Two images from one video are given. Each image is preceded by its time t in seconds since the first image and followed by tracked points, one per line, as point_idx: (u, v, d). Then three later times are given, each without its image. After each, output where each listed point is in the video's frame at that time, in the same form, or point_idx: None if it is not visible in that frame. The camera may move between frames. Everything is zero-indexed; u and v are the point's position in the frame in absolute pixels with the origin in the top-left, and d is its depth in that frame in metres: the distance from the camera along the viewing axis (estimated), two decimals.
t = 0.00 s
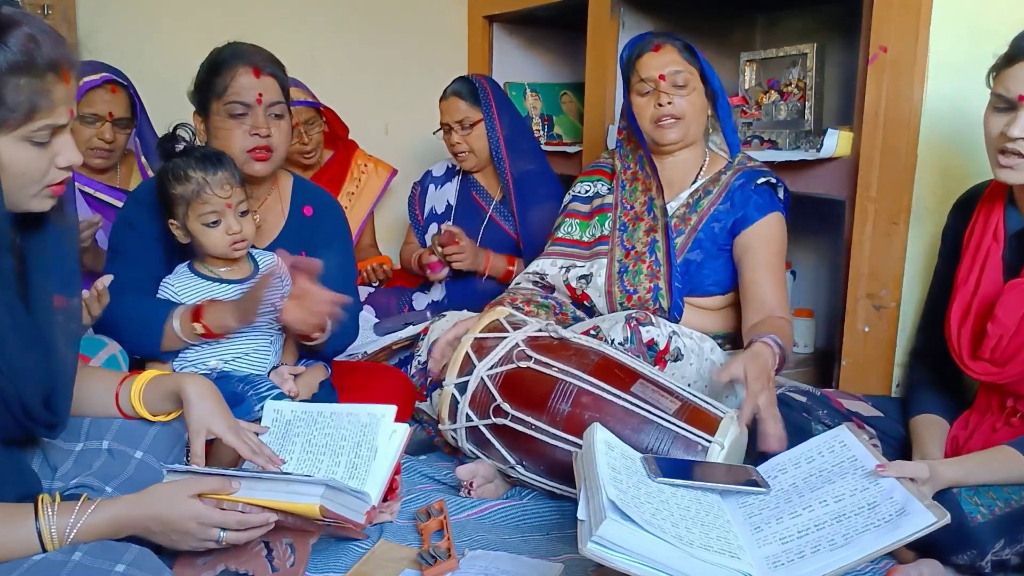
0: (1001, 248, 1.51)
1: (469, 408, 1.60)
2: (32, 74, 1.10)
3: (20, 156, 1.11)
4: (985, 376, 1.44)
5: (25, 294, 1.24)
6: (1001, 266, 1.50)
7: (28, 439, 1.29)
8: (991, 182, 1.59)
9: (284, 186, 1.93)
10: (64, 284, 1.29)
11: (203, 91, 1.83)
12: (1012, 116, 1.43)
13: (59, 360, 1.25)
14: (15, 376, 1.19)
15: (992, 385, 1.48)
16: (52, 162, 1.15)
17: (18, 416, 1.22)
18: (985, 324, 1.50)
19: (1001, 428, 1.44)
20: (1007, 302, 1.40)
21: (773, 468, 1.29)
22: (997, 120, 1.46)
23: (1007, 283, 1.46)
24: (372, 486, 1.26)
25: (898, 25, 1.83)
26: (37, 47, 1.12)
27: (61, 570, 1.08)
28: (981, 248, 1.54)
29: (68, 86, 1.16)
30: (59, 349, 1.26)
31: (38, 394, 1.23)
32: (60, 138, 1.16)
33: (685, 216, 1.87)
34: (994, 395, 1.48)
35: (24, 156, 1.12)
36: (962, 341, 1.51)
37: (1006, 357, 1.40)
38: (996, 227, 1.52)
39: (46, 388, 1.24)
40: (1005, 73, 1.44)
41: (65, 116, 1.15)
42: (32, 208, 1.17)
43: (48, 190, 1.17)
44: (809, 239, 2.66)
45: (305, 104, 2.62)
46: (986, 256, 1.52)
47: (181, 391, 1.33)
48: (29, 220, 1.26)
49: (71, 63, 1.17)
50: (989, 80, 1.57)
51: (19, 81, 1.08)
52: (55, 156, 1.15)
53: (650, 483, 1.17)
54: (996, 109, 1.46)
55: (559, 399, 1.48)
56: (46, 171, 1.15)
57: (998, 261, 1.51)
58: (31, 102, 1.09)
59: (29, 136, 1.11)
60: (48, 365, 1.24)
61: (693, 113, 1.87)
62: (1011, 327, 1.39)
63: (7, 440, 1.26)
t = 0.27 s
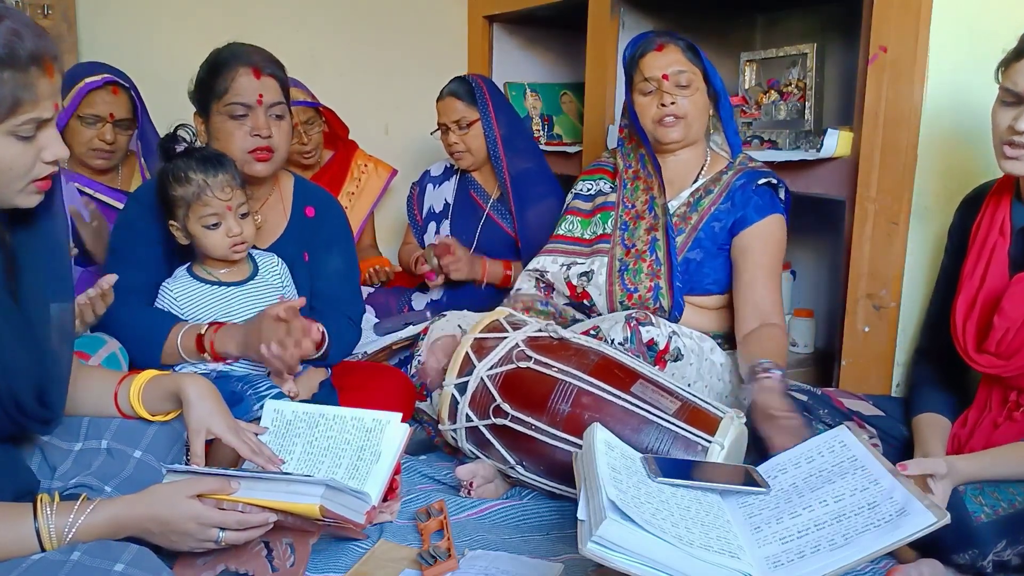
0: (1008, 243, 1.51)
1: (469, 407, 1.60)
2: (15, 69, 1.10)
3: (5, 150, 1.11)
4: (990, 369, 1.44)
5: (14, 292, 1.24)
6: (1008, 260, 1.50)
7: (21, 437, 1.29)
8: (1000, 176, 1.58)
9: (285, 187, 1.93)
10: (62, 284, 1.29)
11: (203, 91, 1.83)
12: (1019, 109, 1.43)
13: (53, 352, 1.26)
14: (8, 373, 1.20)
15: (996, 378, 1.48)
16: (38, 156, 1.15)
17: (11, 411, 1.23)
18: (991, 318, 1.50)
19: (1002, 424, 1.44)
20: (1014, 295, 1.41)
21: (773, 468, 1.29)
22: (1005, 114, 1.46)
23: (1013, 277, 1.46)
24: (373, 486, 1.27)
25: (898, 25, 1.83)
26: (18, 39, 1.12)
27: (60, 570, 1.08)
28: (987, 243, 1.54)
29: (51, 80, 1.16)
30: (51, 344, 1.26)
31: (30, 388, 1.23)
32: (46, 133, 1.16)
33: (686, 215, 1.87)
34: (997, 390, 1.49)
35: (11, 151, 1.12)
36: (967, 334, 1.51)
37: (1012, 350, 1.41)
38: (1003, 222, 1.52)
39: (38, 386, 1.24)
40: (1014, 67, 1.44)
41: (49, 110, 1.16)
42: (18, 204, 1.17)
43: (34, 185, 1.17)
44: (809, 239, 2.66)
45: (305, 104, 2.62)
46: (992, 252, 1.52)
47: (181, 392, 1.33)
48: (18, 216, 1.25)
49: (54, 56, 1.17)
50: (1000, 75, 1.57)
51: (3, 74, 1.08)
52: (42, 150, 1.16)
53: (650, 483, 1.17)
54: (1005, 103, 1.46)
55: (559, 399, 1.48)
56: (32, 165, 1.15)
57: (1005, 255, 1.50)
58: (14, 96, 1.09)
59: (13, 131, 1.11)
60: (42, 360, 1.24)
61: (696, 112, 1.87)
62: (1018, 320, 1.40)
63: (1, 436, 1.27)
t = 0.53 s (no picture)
0: (1007, 242, 1.51)
1: (469, 408, 1.60)
2: (18, 69, 1.10)
3: (8, 150, 1.11)
4: (991, 366, 1.44)
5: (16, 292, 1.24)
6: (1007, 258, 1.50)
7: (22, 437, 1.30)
8: (1002, 174, 1.58)
9: (283, 187, 1.93)
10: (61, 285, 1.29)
11: (202, 90, 1.83)
12: (1015, 108, 1.43)
13: (51, 357, 1.26)
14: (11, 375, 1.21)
15: (996, 376, 1.48)
16: (41, 156, 1.15)
17: (12, 414, 1.23)
18: (991, 315, 1.50)
19: (1003, 422, 1.44)
20: (1014, 292, 1.41)
21: (773, 468, 1.29)
22: (1002, 113, 1.46)
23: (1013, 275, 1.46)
24: (372, 486, 1.27)
25: (898, 25, 1.83)
26: (22, 40, 1.12)
27: (59, 570, 1.08)
28: (986, 242, 1.53)
29: (55, 80, 1.16)
30: (52, 347, 1.26)
31: (31, 391, 1.23)
32: (48, 132, 1.16)
33: (686, 215, 1.87)
34: (997, 386, 1.49)
35: (13, 151, 1.12)
36: (968, 333, 1.51)
37: (1013, 346, 1.41)
38: (1002, 220, 1.52)
39: (38, 386, 1.24)
40: (1010, 66, 1.44)
41: (52, 110, 1.15)
42: (22, 204, 1.17)
43: (36, 184, 1.17)
44: (809, 239, 2.66)
45: (304, 104, 2.62)
46: (991, 251, 1.52)
47: (181, 391, 1.33)
48: (17, 216, 1.25)
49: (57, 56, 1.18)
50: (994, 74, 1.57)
51: (6, 74, 1.08)
52: (44, 150, 1.16)
53: (650, 483, 1.17)
54: (1001, 102, 1.46)
55: (558, 399, 1.48)
56: (34, 164, 1.15)
57: (1005, 254, 1.50)
58: (17, 96, 1.09)
59: (16, 130, 1.11)
60: (40, 361, 1.24)
61: (695, 111, 1.87)
62: (1019, 317, 1.40)
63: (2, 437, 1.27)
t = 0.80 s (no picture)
0: (1002, 244, 1.51)
1: (469, 407, 1.60)
2: (33, 74, 1.10)
3: (20, 155, 1.11)
4: (988, 365, 1.44)
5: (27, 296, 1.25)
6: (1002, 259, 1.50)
7: (25, 439, 1.29)
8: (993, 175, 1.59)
9: (284, 188, 1.92)
10: (62, 286, 1.29)
11: (202, 90, 1.83)
12: (1004, 110, 1.43)
13: (57, 357, 1.25)
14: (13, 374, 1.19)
15: (994, 375, 1.48)
16: (53, 161, 1.15)
17: (18, 415, 1.21)
18: (987, 316, 1.50)
19: (1002, 421, 1.44)
20: (1010, 291, 1.40)
21: (773, 468, 1.29)
22: (990, 115, 1.46)
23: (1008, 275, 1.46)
24: (372, 486, 1.26)
25: (898, 26, 1.83)
26: (37, 46, 1.12)
27: (60, 571, 1.08)
28: (981, 244, 1.54)
29: (69, 86, 1.16)
30: (59, 348, 1.26)
31: (36, 392, 1.22)
32: (60, 138, 1.16)
33: (686, 218, 1.87)
34: (996, 387, 1.49)
35: (25, 156, 1.12)
36: (965, 332, 1.51)
37: (1010, 345, 1.41)
38: (996, 222, 1.52)
39: (44, 387, 1.24)
40: (996, 69, 1.45)
41: (65, 116, 1.15)
42: (33, 208, 1.17)
43: (47, 189, 1.17)
44: (809, 239, 2.67)
45: (304, 104, 2.62)
46: (986, 252, 1.52)
47: (181, 392, 1.33)
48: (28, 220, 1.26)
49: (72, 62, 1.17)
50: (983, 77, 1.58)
51: (20, 80, 1.09)
52: (55, 156, 1.15)
53: (650, 483, 1.17)
54: (989, 104, 1.47)
55: (560, 399, 1.48)
56: (46, 170, 1.15)
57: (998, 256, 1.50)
58: (32, 102, 1.09)
59: (29, 135, 1.11)
60: (48, 366, 1.24)
61: (696, 114, 1.87)
62: (1015, 316, 1.40)
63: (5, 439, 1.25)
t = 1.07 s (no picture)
0: (994, 245, 1.52)
1: (469, 408, 1.60)
2: (32, 74, 1.10)
3: (22, 157, 1.11)
4: (984, 365, 1.44)
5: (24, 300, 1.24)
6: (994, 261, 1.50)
7: (26, 439, 1.28)
8: (983, 180, 1.59)
9: (284, 187, 1.93)
10: (60, 286, 1.29)
11: (201, 91, 1.83)
12: (990, 114, 1.44)
13: (56, 354, 1.26)
14: (17, 375, 1.19)
15: (991, 374, 1.48)
16: (52, 162, 1.15)
17: (18, 415, 1.21)
18: (982, 317, 1.50)
19: (1000, 421, 1.44)
20: (1003, 291, 1.40)
21: (773, 468, 1.29)
22: (977, 119, 1.47)
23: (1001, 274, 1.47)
24: (372, 486, 1.27)
25: (898, 25, 1.83)
26: (36, 46, 1.12)
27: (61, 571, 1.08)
28: (974, 245, 1.55)
29: (69, 86, 1.16)
30: (57, 348, 1.26)
31: (37, 396, 1.22)
32: (60, 138, 1.16)
33: (686, 216, 1.87)
34: (993, 387, 1.49)
35: (25, 156, 1.12)
36: (960, 334, 1.51)
37: (1005, 345, 1.41)
38: (988, 223, 1.53)
39: (45, 392, 1.24)
40: (981, 74, 1.45)
41: (66, 117, 1.15)
42: (33, 208, 1.18)
43: (47, 189, 1.17)
44: (809, 239, 2.67)
45: (304, 104, 2.62)
46: (979, 254, 1.53)
47: (181, 391, 1.33)
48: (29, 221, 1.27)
49: (72, 62, 1.18)
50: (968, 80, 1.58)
51: (19, 80, 1.08)
52: (55, 156, 1.16)
53: (650, 483, 1.17)
54: (975, 109, 1.47)
55: (559, 399, 1.48)
56: (46, 171, 1.15)
57: (990, 257, 1.51)
58: (32, 102, 1.09)
59: (30, 136, 1.11)
60: (48, 368, 1.24)
61: (696, 112, 1.87)
62: (1009, 316, 1.40)
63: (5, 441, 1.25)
